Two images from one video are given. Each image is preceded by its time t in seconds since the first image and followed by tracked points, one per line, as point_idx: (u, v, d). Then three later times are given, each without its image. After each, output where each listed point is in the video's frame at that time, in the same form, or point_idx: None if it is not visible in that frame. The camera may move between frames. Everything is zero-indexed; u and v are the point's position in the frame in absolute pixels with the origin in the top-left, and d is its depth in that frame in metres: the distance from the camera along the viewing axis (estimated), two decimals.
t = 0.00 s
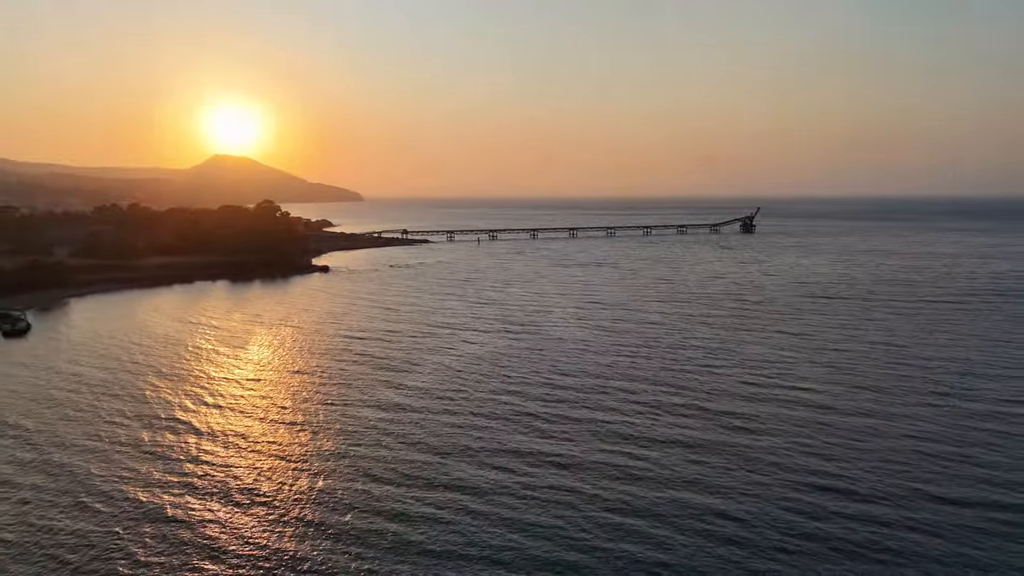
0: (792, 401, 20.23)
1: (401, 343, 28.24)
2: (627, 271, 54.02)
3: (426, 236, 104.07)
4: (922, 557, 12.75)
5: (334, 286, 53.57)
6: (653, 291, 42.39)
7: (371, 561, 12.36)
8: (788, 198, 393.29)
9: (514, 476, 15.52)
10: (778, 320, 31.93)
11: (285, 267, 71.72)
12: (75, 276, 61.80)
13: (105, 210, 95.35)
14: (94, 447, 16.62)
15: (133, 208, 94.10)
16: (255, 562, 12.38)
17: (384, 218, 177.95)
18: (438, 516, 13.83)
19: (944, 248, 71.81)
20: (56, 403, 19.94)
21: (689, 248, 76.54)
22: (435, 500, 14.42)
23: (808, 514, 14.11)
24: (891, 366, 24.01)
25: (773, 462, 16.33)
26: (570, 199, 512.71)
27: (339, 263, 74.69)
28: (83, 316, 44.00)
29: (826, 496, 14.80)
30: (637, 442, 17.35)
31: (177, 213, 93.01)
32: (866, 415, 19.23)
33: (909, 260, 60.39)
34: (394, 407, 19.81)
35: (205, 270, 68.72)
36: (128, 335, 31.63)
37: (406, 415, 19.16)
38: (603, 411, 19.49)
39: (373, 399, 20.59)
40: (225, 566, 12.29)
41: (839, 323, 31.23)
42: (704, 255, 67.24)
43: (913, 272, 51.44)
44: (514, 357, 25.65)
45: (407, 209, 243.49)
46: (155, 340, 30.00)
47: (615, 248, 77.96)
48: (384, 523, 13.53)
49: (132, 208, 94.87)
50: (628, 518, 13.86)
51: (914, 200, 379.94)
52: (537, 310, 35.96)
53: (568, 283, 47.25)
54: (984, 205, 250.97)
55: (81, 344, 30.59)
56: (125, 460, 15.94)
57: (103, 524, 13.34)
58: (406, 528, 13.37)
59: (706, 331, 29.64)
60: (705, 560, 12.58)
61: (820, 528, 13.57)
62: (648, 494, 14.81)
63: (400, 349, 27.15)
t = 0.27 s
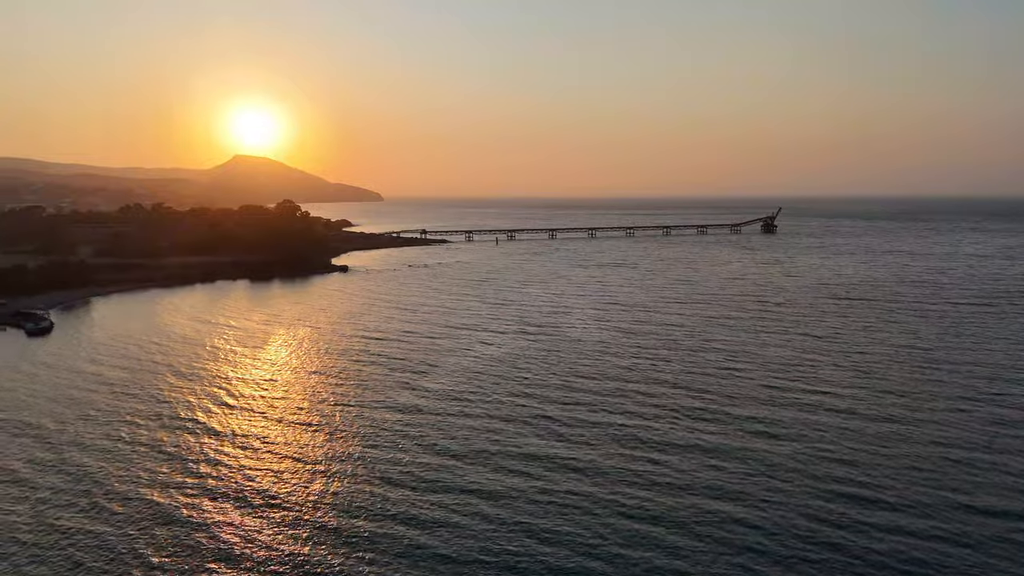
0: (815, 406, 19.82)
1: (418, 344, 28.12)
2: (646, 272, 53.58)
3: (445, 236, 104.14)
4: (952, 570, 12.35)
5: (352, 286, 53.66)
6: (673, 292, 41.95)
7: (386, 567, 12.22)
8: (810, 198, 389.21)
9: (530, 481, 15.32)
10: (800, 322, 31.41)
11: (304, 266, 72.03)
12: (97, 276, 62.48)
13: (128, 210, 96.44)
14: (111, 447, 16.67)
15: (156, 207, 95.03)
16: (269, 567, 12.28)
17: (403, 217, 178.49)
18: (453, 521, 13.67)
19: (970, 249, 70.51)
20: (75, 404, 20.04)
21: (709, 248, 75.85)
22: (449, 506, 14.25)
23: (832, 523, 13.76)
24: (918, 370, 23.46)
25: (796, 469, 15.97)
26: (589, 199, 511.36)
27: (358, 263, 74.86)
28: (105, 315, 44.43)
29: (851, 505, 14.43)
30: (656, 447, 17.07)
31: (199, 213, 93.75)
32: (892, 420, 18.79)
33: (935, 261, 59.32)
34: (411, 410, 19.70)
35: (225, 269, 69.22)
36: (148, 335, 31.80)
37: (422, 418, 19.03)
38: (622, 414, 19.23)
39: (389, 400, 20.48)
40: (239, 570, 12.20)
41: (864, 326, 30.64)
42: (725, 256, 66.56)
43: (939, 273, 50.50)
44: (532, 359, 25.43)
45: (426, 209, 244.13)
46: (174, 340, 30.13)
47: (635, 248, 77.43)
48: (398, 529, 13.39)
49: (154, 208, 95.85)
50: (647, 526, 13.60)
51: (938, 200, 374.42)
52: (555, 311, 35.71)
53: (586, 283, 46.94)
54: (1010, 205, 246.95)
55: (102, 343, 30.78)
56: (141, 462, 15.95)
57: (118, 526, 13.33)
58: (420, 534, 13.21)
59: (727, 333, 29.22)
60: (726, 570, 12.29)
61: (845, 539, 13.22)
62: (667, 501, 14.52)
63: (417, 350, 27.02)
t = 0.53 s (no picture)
0: (842, 412, 19.34)
1: (438, 346, 27.98)
2: (669, 273, 53.05)
3: (466, 236, 104.18)
4: None
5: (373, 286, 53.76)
6: (696, 294, 41.41)
7: None
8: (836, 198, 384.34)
9: (548, 488, 15.07)
10: (826, 325, 30.79)
11: (327, 266, 72.36)
12: (123, 275, 63.26)
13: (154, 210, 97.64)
14: (130, 448, 16.71)
15: (181, 207, 96.06)
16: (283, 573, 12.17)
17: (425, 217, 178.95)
18: (470, 528, 13.47)
19: (1002, 250, 68.97)
20: (97, 404, 20.15)
21: (733, 249, 75.00)
22: (467, 512, 14.05)
23: (861, 535, 13.35)
24: (949, 375, 22.83)
25: (823, 478, 15.55)
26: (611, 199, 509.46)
27: (380, 263, 75.06)
28: (130, 314, 44.92)
29: (880, 516, 14.01)
30: (679, 453, 16.74)
31: (223, 212, 94.60)
32: (923, 428, 18.27)
33: (965, 262, 58.08)
34: (429, 413, 19.54)
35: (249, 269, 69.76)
36: (171, 335, 32.02)
37: (440, 421, 18.87)
38: (643, 420, 18.91)
39: (408, 403, 20.36)
40: None
41: (892, 329, 29.96)
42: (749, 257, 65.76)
43: (970, 275, 49.38)
44: (552, 361, 25.17)
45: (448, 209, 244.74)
46: (196, 340, 30.28)
47: (657, 248, 76.79)
48: (414, 536, 13.21)
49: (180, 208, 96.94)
50: (668, 536, 13.29)
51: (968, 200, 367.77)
52: (576, 312, 35.41)
53: (608, 284, 46.54)
54: None
55: (126, 343, 31.05)
56: (160, 463, 15.96)
57: (135, 529, 13.32)
58: (436, 542, 13.02)
59: (751, 336, 28.71)
60: None
61: (874, 551, 12.81)
62: (690, 510, 14.19)
63: (436, 352, 26.87)
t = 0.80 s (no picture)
0: (868, 418, 18.91)
1: (456, 347, 27.84)
2: (688, 274, 52.61)
3: (485, 236, 104.09)
4: None
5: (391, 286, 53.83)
6: (716, 295, 40.97)
7: None
8: (858, 199, 379.95)
9: (566, 494, 14.88)
10: (850, 328, 30.25)
11: (345, 266, 72.60)
12: (145, 274, 63.93)
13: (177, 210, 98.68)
14: (148, 449, 16.77)
15: (203, 207, 96.88)
16: None
17: (443, 217, 179.26)
18: (485, 535, 13.31)
19: None
20: (116, 404, 20.26)
21: (754, 249, 74.24)
22: (482, 518, 13.90)
23: (886, 546, 13.02)
24: (978, 380, 22.27)
25: (847, 486, 15.19)
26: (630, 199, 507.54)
27: (398, 263, 75.14)
28: (151, 313, 45.36)
29: (907, 526, 13.65)
30: (699, 460, 16.46)
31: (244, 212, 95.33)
32: (951, 435, 17.81)
33: (992, 263, 57.00)
34: (447, 416, 19.40)
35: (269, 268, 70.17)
36: (191, 334, 32.19)
37: (457, 424, 18.74)
38: (663, 424, 18.63)
39: (424, 406, 20.26)
40: None
41: (918, 332, 29.34)
42: (770, 257, 65.03)
43: (998, 277, 48.40)
44: (570, 363, 24.92)
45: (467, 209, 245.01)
46: (215, 340, 30.41)
47: (676, 249, 76.23)
48: (427, 542, 13.08)
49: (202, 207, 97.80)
50: (687, 545, 13.06)
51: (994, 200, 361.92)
52: (595, 313, 35.16)
53: (627, 285, 46.19)
54: None
55: (147, 342, 31.28)
56: (176, 465, 15.98)
57: (150, 531, 13.34)
58: (450, 548, 12.88)
59: (773, 339, 28.28)
60: None
61: (900, 563, 12.49)
62: (710, 518, 13.92)
63: (454, 354, 26.74)
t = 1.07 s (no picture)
0: (898, 425, 18.41)
1: (476, 349, 27.65)
2: (711, 274, 52.01)
3: (506, 236, 103.95)
4: None
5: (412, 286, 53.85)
6: (740, 296, 40.41)
7: None
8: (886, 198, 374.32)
9: (585, 501, 14.61)
10: (878, 331, 29.61)
11: (367, 266, 72.81)
12: (170, 274, 64.62)
13: (202, 209, 99.74)
14: (167, 451, 16.78)
15: (227, 207, 97.73)
16: None
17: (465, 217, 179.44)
18: (503, 542, 13.10)
19: None
20: (137, 404, 20.32)
21: (778, 250, 73.31)
22: (500, 526, 13.67)
23: (918, 559, 12.58)
24: (1012, 386, 21.63)
25: (877, 496, 14.74)
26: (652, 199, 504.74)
27: (420, 263, 75.19)
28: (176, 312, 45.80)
29: (940, 539, 13.19)
30: (723, 467, 16.10)
31: (268, 212, 96.08)
32: (985, 443, 17.24)
33: None
34: (465, 419, 19.20)
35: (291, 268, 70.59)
36: (213, 334, 32.34)
37: (476, 428, 18.53)
38: (685, 430, 18.28)
39: (443, 409, 20.09)
40: None
41: (949, 336, 28.63)
42: (794, 258, 64.14)
43: None
44: (591, 366, 24.64)
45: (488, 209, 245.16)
46: (237, 340, 30.51)
47: (699, 249, 75.50)
48: (442, 549, 12.87)
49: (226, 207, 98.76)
50: (710, 556, 12.72)
51: None
52: (617, 314, 34.82)
53: (649, 286, 45.75)
54: None
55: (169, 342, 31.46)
56: (194, 467, 15.96)
57: (167, 534, 13.29)
58: (466, 556, 12.67)
59: (798, 342, 27.71)
60: None
61: None
62: (734, 528, 13.56)
63: (474, 355, 26.54)
